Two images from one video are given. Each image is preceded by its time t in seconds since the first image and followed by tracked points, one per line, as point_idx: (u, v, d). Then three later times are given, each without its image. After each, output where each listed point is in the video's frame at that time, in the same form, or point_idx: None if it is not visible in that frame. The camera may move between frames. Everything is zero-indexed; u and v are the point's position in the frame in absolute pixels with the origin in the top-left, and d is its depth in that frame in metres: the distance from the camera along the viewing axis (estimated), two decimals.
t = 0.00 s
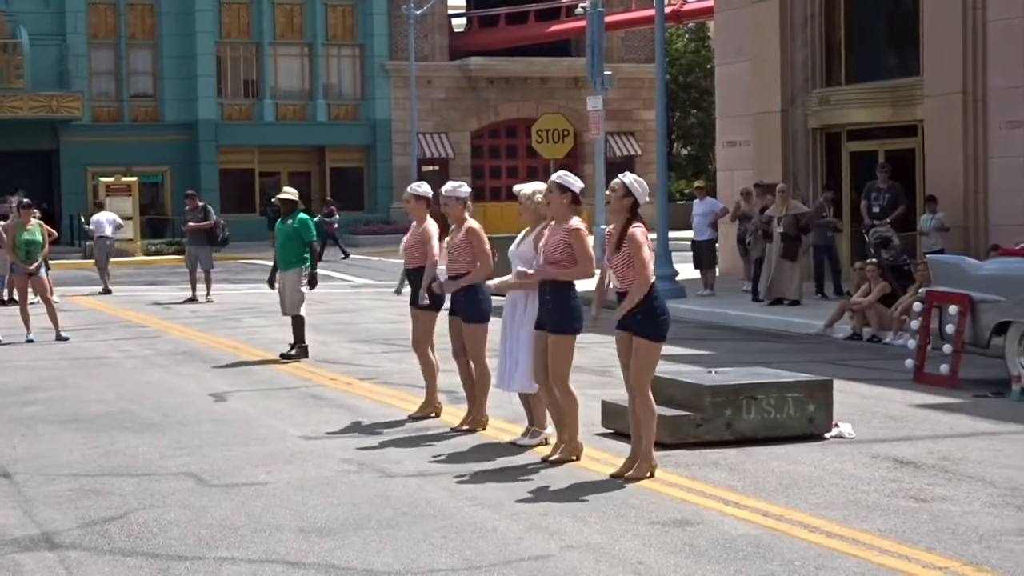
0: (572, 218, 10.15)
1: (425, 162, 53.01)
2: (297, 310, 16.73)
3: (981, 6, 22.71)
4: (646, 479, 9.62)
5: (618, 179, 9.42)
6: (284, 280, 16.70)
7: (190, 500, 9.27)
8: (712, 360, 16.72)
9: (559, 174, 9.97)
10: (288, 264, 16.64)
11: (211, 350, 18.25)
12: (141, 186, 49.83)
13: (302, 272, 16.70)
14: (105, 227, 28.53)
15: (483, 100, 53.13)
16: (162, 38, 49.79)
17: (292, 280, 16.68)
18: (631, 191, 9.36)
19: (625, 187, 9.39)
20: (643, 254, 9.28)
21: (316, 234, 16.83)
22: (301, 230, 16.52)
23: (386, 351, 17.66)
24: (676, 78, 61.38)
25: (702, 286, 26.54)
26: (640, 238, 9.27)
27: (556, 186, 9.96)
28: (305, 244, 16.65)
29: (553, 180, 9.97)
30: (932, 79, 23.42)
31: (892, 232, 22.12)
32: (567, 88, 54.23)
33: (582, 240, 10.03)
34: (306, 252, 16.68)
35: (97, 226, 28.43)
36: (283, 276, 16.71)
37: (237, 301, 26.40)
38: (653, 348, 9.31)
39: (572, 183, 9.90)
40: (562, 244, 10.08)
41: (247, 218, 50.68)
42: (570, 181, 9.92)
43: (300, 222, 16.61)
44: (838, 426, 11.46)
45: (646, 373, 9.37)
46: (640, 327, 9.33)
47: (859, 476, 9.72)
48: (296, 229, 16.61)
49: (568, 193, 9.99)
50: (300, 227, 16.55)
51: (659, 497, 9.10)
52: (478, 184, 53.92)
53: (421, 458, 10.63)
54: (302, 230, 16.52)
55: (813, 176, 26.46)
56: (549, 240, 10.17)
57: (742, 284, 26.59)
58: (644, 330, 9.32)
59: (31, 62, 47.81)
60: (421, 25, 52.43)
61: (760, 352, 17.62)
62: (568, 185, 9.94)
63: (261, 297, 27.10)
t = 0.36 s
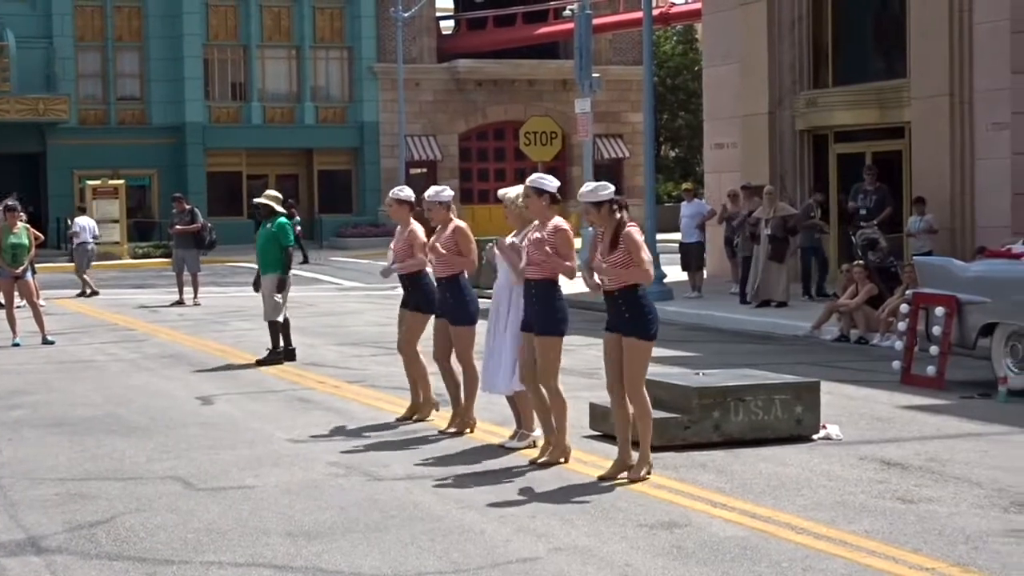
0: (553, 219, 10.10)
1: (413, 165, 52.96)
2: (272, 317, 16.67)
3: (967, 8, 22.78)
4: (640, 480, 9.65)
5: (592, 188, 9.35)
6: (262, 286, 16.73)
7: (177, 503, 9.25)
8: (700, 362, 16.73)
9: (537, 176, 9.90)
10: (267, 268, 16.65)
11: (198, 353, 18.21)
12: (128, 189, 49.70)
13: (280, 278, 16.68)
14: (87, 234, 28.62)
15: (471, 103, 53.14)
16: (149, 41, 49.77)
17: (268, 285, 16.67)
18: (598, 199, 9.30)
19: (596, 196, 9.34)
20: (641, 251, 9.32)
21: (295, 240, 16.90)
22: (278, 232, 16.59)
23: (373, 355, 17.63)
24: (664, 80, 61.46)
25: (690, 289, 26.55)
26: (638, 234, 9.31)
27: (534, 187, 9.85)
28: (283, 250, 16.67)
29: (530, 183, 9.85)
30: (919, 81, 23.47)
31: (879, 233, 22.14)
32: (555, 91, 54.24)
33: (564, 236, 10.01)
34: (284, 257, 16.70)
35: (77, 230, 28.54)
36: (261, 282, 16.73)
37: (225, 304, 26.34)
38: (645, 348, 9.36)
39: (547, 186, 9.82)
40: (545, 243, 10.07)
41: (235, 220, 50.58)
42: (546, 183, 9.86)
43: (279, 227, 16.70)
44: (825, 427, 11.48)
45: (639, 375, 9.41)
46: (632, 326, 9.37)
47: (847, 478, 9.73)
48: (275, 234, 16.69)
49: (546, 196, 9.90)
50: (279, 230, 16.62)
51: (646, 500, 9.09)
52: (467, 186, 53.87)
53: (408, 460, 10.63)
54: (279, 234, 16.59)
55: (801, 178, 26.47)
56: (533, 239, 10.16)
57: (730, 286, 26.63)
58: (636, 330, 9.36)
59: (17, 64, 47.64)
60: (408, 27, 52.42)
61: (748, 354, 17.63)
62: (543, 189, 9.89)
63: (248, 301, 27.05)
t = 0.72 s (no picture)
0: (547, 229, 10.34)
1: (396, 168, 52.93)
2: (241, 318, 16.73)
3: (951, 13, 22.84)
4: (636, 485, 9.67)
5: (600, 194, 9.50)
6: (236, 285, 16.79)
7: (160, 506, 9.23)
8: (684, 366, 16.75)
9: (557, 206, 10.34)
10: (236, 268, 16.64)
11: (182, 356, 18.18)
12: (112, 192, 49.55)
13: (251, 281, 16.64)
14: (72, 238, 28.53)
15: (455, 106, 53.14)
16: (133, 43, 49.70)
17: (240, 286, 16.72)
18: (615, 206, 9.43)
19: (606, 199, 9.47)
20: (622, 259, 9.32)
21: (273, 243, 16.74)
22: (247, 237, 16.51)
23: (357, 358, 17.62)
24: (648, 84, 61.57)
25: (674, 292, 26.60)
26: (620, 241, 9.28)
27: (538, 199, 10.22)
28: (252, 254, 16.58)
29: (540, 196, 10.25)
30: (904, 85, 23.52)
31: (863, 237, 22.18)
32: (539, 94, 54.24)
33: (537, 242, 9.99)
34: (254, 261, 16.60)
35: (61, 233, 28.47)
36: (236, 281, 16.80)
37: (209, 307, 26.29)
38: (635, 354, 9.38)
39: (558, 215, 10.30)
40: (523, 250, 10.08)
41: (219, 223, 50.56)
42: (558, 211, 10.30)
43: (254, 229, 16.57)
44: (809, 431, 11.50)
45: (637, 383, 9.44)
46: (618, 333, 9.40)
47: (830, 481, 9.75)
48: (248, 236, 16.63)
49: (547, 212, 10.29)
50: (248, 233, 16.51)
51: (631, 502, 9.09)
52: (450, 190, 53.85)
53: (392, 463, 10.62)
54: (249, 237, 16.50)
55: (785, 181, 26.50)
56: (511, 245, 10.16)
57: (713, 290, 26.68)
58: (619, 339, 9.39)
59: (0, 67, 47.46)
60: (393, 31, 52.41)
61: (732, 358, 17.66)
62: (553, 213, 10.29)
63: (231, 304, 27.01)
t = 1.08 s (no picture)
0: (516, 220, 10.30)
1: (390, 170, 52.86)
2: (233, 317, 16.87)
3: (945, 17, 22.86)
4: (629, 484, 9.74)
5: (571, 200, 9.47)
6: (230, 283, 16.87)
7: (154, 509, 9.21)
8: (678, 369, 16.75)
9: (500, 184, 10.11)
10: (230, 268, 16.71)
11: (176, 358, 18.15)
12: (105, 193, 49.54)
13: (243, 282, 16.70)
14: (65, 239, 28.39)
15: (449, 108, 53.10)
16: (127, 45, 49.66)
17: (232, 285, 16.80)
18: (589, 209, 9.40)
19: (580, 203, 9.45)
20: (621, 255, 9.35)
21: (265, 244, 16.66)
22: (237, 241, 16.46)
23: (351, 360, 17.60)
24: (643, 88, 61.62)
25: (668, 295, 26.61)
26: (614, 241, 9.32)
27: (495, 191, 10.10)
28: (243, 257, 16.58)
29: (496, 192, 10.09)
30: (898, 89, 23.55)
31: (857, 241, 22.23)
32: (533, 97, 54.22)
33: (534, 238, 9.99)
34: (244, 263, 16.60)
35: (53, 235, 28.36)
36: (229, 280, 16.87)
37: (202, 309, 26.26)
38: (628, 357, 9.41)
39: (509, 191, 10.09)
40: (523, 251, 10.04)
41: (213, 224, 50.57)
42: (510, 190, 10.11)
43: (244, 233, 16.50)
44: (803, 434, 11.50)
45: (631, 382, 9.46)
46: (613, 335, 9.41)
47: (824, 485, 9.74)
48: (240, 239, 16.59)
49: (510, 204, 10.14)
50: (238, 238, 16.46)
51: (625, 506, 9.08)
52: (444, 192, 53.81)
53: (387, 466, 10.62)
54: (239, 242, 16.47)
55: (778, 185, 26.54)
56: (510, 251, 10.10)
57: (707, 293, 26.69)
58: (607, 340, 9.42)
59: None
60: (387, 33, 52.41)
61: (725, 361, 17.66)
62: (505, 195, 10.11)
63: (225, 306, 26.97)
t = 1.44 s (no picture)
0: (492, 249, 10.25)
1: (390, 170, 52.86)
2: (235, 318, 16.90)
3: (945, 17, 22.90)
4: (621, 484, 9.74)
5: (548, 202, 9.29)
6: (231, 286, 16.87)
7: (154, 508, 9.21)
8: (678, 370, 16.75)
9: (462, 223, 10.07)
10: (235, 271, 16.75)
11: (175, 358, 18.16)
12: (105, 193, 49.53)
13: (244, 285, 16.71)
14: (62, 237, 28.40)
15: (450, 108, 53.11)
16: (128, 45, 49.66)
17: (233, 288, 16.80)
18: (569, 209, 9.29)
19: (559, 205, 9.28)
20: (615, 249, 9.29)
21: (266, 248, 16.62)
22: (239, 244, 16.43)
23: (350, 360, 17.61)
24: (642, 88, 61.71)
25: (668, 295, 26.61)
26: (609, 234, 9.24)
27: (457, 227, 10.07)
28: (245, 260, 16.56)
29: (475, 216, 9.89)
30: (898, 90, 23.54)
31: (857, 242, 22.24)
32: (534, 97, 54.24)
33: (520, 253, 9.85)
34: (245, 266, 16.59)
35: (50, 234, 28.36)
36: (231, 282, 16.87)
37: (202, 309, 26.25)
38: (613, 360, 9.46)
39: (476, 230, 10.03)
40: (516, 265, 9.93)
41: (213, 224, 50.56)
42: (474, 226, 10.06)
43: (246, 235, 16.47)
44: (803, 434, 11.50)
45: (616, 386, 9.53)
46: (601, 338, 9.41)
47: (825, 485, 9.74)
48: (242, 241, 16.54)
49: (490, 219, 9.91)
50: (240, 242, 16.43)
51: (625, 506, 9.08)
52: (444, 192, 53.84)
53: (387, 465, 10.62)
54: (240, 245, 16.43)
55: (779, 186, 26.56)
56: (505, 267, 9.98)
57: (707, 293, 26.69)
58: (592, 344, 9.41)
59: None
60: (388, 33, 52.41)
61: (725, 361, 17.66)
62: (473, 231, 10.07)
63: (224, 306, 26.96)
